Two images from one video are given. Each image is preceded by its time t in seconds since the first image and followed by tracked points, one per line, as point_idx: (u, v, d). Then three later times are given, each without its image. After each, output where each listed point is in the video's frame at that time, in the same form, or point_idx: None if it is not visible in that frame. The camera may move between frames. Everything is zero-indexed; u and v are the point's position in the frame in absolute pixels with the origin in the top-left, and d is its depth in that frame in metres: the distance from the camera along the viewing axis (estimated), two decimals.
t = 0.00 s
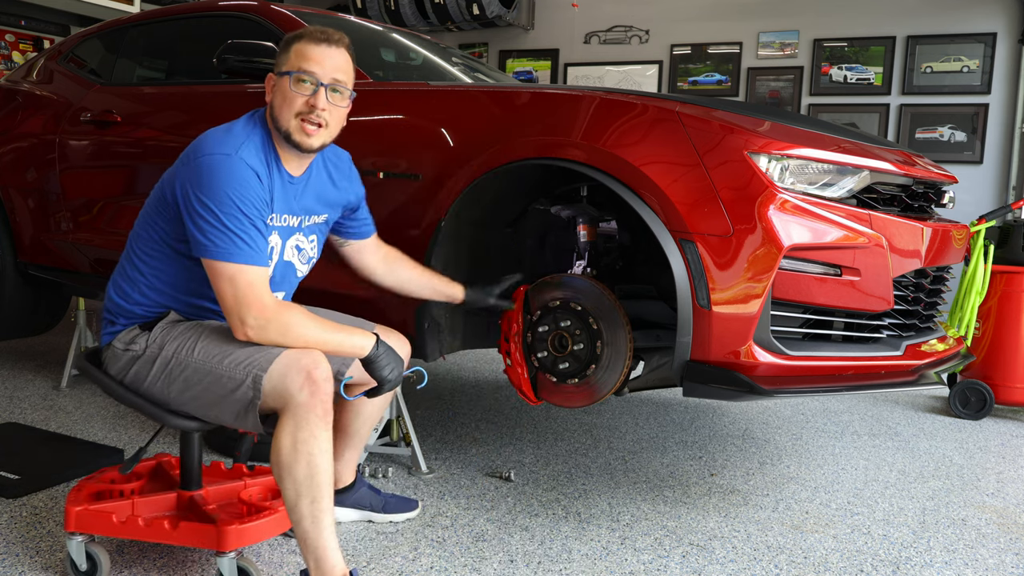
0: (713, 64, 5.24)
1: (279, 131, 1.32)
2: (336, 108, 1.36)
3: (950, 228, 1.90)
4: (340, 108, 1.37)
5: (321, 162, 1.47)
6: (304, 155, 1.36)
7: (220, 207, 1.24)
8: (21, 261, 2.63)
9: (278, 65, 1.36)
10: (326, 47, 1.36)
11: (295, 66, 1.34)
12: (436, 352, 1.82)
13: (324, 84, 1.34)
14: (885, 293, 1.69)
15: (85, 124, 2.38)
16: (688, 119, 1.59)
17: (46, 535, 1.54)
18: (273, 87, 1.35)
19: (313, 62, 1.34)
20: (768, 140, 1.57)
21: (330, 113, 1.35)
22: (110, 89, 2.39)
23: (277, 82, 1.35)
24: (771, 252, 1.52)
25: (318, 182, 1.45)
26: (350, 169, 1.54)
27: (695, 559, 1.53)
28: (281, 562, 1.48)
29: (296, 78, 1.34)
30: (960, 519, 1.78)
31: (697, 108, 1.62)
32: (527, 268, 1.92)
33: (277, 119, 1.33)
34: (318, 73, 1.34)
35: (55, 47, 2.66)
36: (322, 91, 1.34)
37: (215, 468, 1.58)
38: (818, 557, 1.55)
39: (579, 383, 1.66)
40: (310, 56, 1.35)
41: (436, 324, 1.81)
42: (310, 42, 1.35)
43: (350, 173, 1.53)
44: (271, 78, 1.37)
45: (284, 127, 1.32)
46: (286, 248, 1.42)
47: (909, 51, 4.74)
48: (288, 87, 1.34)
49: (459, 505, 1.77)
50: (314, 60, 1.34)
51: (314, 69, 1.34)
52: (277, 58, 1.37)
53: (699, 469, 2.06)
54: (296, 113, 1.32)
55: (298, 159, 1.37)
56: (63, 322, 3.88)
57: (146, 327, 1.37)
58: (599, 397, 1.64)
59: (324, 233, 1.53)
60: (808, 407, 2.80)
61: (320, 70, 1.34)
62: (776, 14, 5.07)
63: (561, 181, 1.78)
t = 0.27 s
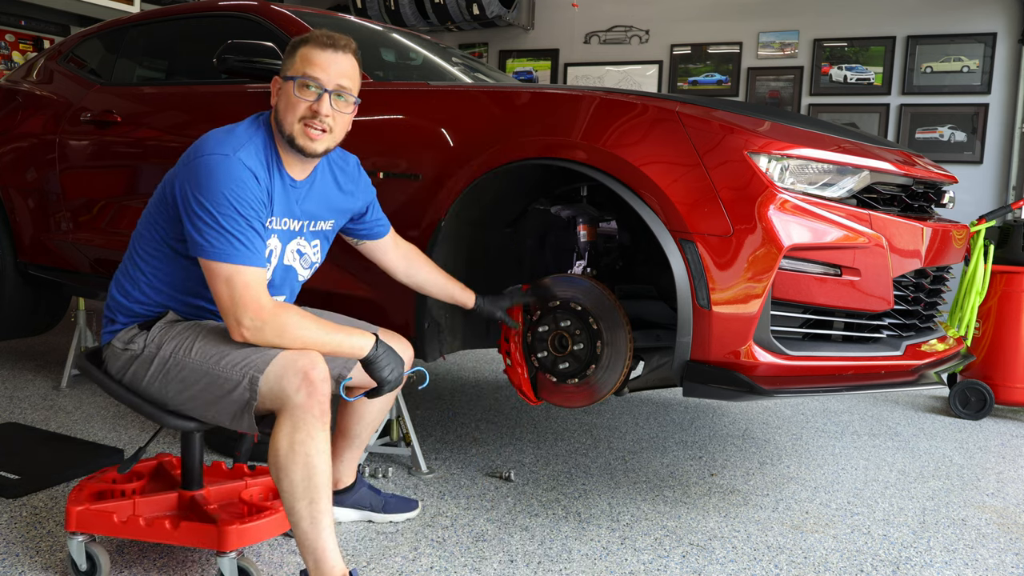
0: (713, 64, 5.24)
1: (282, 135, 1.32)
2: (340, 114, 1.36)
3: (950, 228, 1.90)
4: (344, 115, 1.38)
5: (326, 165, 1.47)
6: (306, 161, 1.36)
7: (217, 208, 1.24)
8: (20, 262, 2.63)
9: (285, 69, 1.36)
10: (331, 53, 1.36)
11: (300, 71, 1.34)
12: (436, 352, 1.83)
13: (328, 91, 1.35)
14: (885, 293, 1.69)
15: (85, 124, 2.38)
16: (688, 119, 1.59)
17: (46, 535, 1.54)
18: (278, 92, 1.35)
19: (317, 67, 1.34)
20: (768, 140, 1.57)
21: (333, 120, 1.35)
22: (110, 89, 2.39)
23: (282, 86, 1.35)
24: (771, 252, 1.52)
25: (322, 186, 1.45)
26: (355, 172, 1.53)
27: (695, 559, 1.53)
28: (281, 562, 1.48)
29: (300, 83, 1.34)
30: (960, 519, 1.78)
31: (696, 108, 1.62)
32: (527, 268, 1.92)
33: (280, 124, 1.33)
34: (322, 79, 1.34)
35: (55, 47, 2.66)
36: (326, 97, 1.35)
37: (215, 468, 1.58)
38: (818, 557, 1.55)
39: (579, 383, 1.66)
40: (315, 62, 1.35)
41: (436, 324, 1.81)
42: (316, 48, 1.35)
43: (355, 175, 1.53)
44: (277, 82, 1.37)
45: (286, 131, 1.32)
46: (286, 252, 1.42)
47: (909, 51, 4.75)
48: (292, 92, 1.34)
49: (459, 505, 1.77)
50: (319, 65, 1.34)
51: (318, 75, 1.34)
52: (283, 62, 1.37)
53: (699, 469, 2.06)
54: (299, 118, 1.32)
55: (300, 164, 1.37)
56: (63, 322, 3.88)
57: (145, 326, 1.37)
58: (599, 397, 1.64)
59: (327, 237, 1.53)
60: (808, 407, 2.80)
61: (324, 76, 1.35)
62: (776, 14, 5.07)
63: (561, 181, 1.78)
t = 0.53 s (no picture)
0: (713, 64, 5.24)
1: (287, 133, 1.32)
2: (344, 110, 1.37)
3: (950, 228, 1.90)
4: (348, 110, 1.38)
5: (330, 165, 1.47)
6: (312, 158, 1.36)
7: (223, 207, 1.24)
8: (20, 261, 2.63)
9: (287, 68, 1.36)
10: (332, 49, 1.36)
11: (302, 69, 1.35)
12: (436, 352, 1.82)
13: (331, 87, 1.35)
14: (884, 293, 1.69)
15: (85, 124, 2.38)
16: (688, 119, 1.59)
17: (46, 535, 1.54)
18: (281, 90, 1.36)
19: (320, 64, 1.35)
20: (768, 139, 1.57)
21: (338, 116, 1.36)
22: (110, 89, 2.39)
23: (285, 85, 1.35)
24: (771, 252, 1.52)
25: (326, 187, 1.45)
26: (359, 173, 1.53)
27: (695, 559, 1.53)
28: (281, 562, 1.48)
29: (303, 81, 1.34)
30: (960, 519, 1.78)
31: (697, 108, 1.62)
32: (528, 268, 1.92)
33: (285, 122, 1.33)
34: (325, 75, 1.35)
35: (55, 47, 2.66)
36: (330, 94, 1.35)
37: (215, 468, 1.58)
38: (818, 558, 1.55)
39: (579, 383, 1.66)
40: (317, 59, 1.35)
41: (436, 324, 1.81)
42: (317, 45, 1.36)
43: (359, 176, 1.53)
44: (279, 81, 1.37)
45: (291, 129, 1.32)
46: (289, 253, 1.42)
47: (909, 51, 4.75)
48: (295, 90, 1.34)
49: (459, 505, 1.77)
50: (321, 62, 1.35)
51: (321, 72, 1.35)
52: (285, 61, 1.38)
53: (699, 469, 2.06)
54: (304, 114, 1.32)
55: (306, 162, 1.37)
56: (63, 322, 3.88)
57: (145, 327, 1.37)
58: (599, 397, 1.64)
59: (330, 238, 1.52)
60: (808, 407, 2.80)
61: (327, 72, 1.35)
62: (776, 14, 5.07)
63: (561, 181, 1.78)
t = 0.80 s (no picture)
0: (713, 64, 5.24)
1: (293, 141, 1.32)
2: (349, 119, 1.36)
3: (950, 228, 1.90)
4: (354, 118, 1.37)
5: (337, 168, 1.47)
6: (317, 165, 1.36)
7: (227, 208, 1.24)
8: (20, 262, 2.63)
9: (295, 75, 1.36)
10: (340, 58, 1.35)
11: (309, 76, 1.34)
12: (436, 352, 1.83)
13: (337, 96, 1.34)
14: (884, 293, 1.69)
15: (85, 124, 2.38)
16: (688, 119, 1.59)
17: (46, 535, 1.54)
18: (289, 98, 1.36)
19: (327, 73, 1.34)
20: (768, 140, 1.57)
21: (343, 124, 1.35)
22: (110, 89, 2.39)
23: (293, 92, 1.35)
24: (771, 252, 1.52)
25: (332, 190, 1.45)
26: (367, 175, 1.53)
27: (695, 559, 1.53)
28: (281, 562, 1.48)
29: (309, 88, 1.34)
30: (960, 519, 1.78)
31: (697, 108, 1.62)
32: (528, 268, 1.93)
33: (291, 129, 1.33)
34: (332, 84, 1.34)
35: (55, 47, 2.66)
36: (335, 103, 1.34)
37: (214, 468, 1.58)
38: (818, 558, 1.55)
39: (579, 383, 1.66)
40: (325, 67, 1.35)
41: (436, 324, 1.81)
42: (325, 53, 1.35)
43: (366, 178, 1.53)
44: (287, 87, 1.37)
45: (297, 137, 1.32)
46: (293, 255, 1.43)
47: (909, 51, 4.75)
48: (302, 98, 1.34)
49: (459, 505, 1.77)
50: (328, 70, 1.34)
51: (327, 81, 1.34)
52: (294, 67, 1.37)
53: (699, 469, 2.06)
54: (308, 124, 1.32)
55: (310, 168, 1.37)
56: (63, 322, 3.88)
57: (146, 326, 1.37)
58: (599, 397, 1.64)
59: (338, 243, 1.52)
60: (808, 407, 2.80)
61: (333, 81, 1.34)
62: (775, 14, 5.07)
63: (562, 181, 1.78)
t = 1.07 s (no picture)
0: (713, 64, 5.24)
1: (294, 141, 1.32)
2: (349, 117, 1.36)
3: (950, 228, 1.90)
4: (354, 116, 1.37)
5: (338, 168, 1.47)
6: (318, 164, 1.36)
7: (229, 208, 1.24)
8: (20, 262, 2.63)
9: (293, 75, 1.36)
10: (338, 55, 1.35)
11: (307, 76, 1.34)
12: (436, 352, 1.83)
13: (336, 94, 1.34)
14: (884, 293, 1.69)
15: (85, 124, 2.38)
16: (688, 119, 1.59)
17: (46, 535, 1.54)
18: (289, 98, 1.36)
19: (324, 71, 1.33)
20: (768, 139, 1.57)
21: (343, 122, 1.35)
22: (110, 89, 2.39)
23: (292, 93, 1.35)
24: (771, 252, 1.52)
25: (335, 189, 1.45)
26: (368, 173, 1.53)
27: (695, 559, 1.53)
28: (281, 562, 1.48)
29: (308, 88, 1.34)
30: (960, 519, 1.78)
31: (697, 108, 1.62)
32: (528, 267, 1.93)
33: (292, 129, 1.33)
34: (330, 82, 1.34)
35: (55, 47, 2.66)
36: (334, 101, 1.34)
37: (214, 468, 1.58)
38: (818, 558, 1.55)
39: (579, 383, 1.66)
40: (322, 65, 1.34)
41: (436, 324, 1.81)
42: (322, 52, 1.35)
43: (367, 176, 1.52)
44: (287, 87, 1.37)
45: (298, 137, 1.32)
46: (295, 255, 1.42)
47: (909, 51, 4.75)
48: (301, 98, 1.34)
49: (459, 505, 1.77)
50: (326, 69, 1.33)
51: (325, 79, 1.34)
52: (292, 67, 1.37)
53: (699, 469, 2.06)
54: (309, 124, 1.32)
55: (313, 167, 1.37)
56: (63, 322, 3.88)
57: (146, 326, 1.37)
58: (599, 397, 1.64)
59: (340, 242, 1.52)
60: (808, 407, 2.80)
61: (331, 79, 1.34)
62: (775, 14, 5.07)
63: (562, 181, 1.78)
